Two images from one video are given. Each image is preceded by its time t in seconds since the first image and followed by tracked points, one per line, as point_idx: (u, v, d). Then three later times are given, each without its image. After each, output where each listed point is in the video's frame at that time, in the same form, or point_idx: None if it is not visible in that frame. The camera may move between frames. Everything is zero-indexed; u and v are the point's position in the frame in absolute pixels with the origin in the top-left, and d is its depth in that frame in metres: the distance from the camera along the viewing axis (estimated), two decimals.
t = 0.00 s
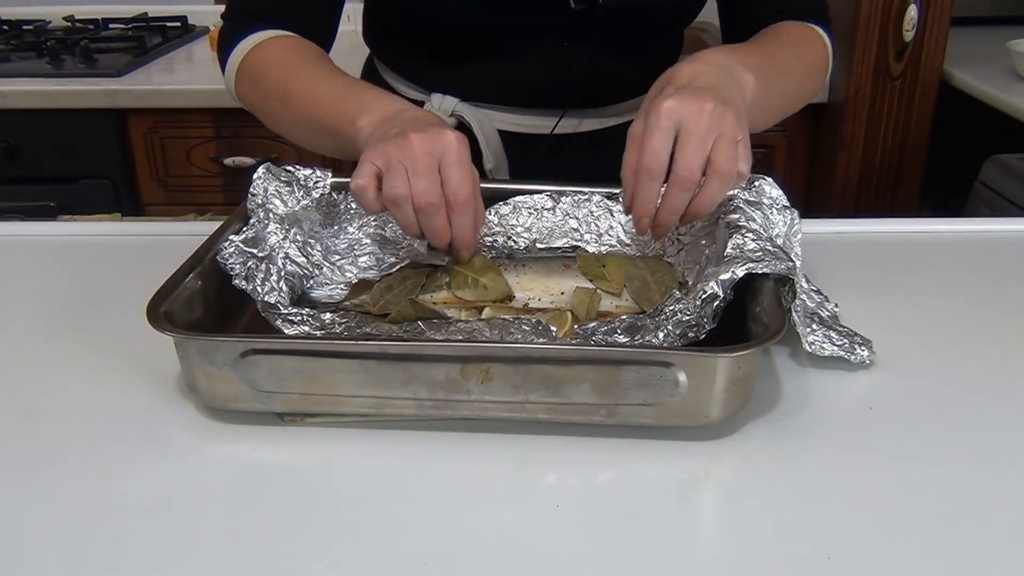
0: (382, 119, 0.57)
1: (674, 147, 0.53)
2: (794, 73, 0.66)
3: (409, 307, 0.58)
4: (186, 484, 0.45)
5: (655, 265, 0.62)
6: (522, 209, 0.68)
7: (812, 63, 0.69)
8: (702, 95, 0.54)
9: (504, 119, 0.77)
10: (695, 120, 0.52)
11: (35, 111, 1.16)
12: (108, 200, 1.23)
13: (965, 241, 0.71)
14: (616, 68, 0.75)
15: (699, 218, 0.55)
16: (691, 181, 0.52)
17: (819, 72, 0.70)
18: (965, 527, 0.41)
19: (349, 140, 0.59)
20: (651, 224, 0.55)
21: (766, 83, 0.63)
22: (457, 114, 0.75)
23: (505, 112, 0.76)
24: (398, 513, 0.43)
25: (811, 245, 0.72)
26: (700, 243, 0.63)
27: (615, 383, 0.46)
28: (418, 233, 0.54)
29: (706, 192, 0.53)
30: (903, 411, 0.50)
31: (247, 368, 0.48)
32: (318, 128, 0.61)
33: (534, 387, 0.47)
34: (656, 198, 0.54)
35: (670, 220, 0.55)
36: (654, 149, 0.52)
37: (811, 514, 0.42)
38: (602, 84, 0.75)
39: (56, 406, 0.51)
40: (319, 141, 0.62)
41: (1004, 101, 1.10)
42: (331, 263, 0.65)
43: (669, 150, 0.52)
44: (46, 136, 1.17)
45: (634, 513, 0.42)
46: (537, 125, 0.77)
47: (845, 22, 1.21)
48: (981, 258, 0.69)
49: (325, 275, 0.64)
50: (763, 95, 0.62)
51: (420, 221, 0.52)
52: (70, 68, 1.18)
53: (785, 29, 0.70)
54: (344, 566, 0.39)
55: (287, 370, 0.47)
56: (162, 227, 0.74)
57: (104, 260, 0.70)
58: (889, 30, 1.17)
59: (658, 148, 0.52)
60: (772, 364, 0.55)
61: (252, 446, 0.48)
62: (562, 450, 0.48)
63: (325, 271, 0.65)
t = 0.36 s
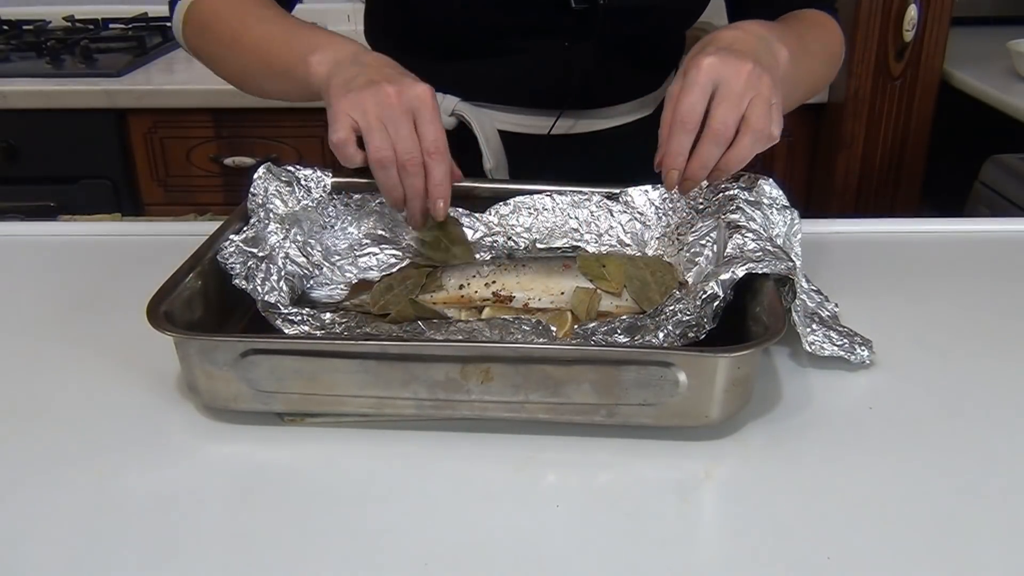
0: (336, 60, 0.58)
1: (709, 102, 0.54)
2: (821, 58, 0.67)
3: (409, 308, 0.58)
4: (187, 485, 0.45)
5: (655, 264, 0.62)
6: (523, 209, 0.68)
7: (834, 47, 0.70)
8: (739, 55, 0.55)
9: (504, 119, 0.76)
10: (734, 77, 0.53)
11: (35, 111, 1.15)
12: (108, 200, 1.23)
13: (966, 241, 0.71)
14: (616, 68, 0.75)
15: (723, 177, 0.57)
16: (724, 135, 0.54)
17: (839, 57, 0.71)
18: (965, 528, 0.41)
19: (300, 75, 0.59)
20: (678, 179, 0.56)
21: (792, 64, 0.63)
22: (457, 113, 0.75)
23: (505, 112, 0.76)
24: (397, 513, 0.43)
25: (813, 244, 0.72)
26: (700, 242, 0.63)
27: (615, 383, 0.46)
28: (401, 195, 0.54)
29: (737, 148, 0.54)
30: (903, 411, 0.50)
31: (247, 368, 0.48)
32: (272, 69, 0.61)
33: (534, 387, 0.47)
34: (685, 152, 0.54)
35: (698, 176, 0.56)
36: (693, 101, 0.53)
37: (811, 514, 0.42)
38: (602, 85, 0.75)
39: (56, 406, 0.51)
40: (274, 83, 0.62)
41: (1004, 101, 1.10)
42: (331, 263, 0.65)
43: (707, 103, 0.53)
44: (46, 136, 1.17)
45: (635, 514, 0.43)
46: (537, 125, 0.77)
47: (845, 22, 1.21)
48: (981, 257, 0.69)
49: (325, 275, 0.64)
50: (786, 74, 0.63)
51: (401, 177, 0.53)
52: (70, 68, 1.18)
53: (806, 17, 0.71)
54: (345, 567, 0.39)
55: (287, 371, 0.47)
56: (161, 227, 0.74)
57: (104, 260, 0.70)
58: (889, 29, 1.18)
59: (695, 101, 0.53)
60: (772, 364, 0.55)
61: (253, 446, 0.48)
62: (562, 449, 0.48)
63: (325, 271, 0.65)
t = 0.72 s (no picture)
0: (307, 53, 0.54)
1: (702, 109, 0.54)
2: (821, 64, 0.67)
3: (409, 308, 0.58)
4: (187, 485, 0.45)
5: (654, 264, 0.62)
6: (523, 209, 0.68)
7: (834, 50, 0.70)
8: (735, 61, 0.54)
9: (504, 120, 0.77)
10: (727, 86, 0.53)
11: (35, 111, 1.15)
12: (108, 200, 1.23)
13: (966, 241, 0.71)
14: (616, 69, 0.75)
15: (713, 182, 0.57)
16: (714, 143, 0.54)
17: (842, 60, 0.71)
18: (965, 528, 0.41)
19: (257, 66, 0.55)
20: (665, 183, 0.56)
21: (792, 70, 0.63)
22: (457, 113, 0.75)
23: (506, 112, 0.76)
24: (397, 514, 0.43)
25: (813, 245, 0.72)
26: (700, 242, 0.63)
27: (615, 383, 0.46)
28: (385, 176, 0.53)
29: (724, 156, 0.55)
30: (904, 411, 0.50)
31: (247, 368, 0.48)
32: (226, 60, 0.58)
33: (534, 387, 0.47)
34: (673, 157, 0.55)
35: (684, 179, 0.56)
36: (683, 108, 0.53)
37: (812, 514, 0.42)
38: (603, 85, 0.75)
39: (57, 407, 0.51)
40: (227, 73, 0.58)
41: (1004, 101, 1.10)
42: (332, 263, 0.65)
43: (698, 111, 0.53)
44: (46, 136, 1.17)
45: (635, 514, 0.42)
46: (538, 125, 0.77)
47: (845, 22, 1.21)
48: (982, 257, 0.69)
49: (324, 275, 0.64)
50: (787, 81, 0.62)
51: (372, 154, 0.51)
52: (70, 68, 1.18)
53: (807, 24, 0.71)
54: (345, 567, 0.39)
55: (286, 371, 0.47)
56: (161, 228, 0.74)
57: (104, 260, 0.70)
58: (888, 29, 1.18)
59: (685, 108, 0.53)
60: (772, 364, 0.55)
61: (253, 446, 0.48)
62: (562, 449, 0.48)
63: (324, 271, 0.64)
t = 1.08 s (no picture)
0: (292, 122, 0.57)
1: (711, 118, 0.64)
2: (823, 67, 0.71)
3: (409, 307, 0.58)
4: (187, 485, 0.45)
5: (655, 266, 0.62)
6: (523, 209, 0.68)
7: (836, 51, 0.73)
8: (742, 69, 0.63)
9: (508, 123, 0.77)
10: (733, 94, 0.62)
11: (35, 111, 1.15)
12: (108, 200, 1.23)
13: (966, 241, 0.71)
14: (616, 69, 0.75)
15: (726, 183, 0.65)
16: (722, 147, 0.63)
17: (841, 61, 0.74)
18: (964, 528, 0.41)
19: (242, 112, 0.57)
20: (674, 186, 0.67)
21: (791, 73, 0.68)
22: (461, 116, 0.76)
23: (510, 114, 0.77)
24: (398, 513, 0.43)
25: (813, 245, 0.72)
26: (700, 242, 0.62)
27: (615, 383, 0.46)
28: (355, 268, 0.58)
29: (736, 159, 0.64)
30: (904, 411, 0.50)
31: (247, 367, 0.48)
32: (202, 98, 0.59)
33: (534, 387, 0.47)
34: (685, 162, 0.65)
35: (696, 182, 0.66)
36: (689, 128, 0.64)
37: (812, 514, 0.42)
38: (603, 85, 0.75)
39: (57, 407, 0.51)
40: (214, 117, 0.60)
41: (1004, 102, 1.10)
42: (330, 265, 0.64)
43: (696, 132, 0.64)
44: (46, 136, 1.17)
45: (634, 514, 0.42)
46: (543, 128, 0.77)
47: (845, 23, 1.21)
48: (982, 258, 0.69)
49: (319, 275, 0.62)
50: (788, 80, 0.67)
51: (345, 246, 0.57)
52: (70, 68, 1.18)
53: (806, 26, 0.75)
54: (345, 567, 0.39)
55: (286, 371, 0.47)
56: (161, 228, 0.74)
57: (104, 260, 0.70)
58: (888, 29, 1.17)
59: (694, 117, 0.64)
60: (772, 365, 0.55)
61: (252, 446, 0.48)
62: (562, 449, 0.48)
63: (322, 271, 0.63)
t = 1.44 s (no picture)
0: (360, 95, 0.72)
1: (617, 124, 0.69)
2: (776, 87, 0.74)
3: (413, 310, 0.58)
4: (185, 484, 0.45)
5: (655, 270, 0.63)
6: (525, 211, 0.68)
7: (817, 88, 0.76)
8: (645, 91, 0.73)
9: (504, 122, 0.80)
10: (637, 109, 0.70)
11: (35, 112, 1.15)
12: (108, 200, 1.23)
13: (967, 241, 0.71)
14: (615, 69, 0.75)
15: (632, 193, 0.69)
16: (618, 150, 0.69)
17: (818, 89, 0.77)
18: (963, 527, 0.41)
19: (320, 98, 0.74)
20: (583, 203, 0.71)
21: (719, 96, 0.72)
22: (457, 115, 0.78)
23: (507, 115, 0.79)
24: (396, 513, 0.43)
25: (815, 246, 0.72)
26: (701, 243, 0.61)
27: (614, 383, 0.46)
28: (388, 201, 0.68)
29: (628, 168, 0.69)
30: (903, 410, 0.50)
31: (247, 367, 0.48)
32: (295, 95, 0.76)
33: (532, 387, 0.47)
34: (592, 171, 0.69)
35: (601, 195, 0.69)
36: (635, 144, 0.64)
37: (810, 514, 0.42)
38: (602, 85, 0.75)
39: (56, 406, 0.51)
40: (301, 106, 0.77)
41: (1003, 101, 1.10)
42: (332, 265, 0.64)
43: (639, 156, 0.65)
44: (46, 136, 1.17)
45: (633, 514, 0.42)
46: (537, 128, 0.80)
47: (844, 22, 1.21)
48: (982, 257, 0.69)
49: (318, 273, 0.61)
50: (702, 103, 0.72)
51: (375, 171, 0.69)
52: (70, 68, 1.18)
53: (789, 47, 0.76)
54: (343, 566, 0.39)
55: (286, 370, 0.47)
56: (161, 228, 0.74)
57: (104, 259, 0.70)
58: (888, 29, 1.17)
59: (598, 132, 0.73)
60: (773, 366, 0.55)
61: (251, 446, 0.48)
62: (561, 449, 0.48)
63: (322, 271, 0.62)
